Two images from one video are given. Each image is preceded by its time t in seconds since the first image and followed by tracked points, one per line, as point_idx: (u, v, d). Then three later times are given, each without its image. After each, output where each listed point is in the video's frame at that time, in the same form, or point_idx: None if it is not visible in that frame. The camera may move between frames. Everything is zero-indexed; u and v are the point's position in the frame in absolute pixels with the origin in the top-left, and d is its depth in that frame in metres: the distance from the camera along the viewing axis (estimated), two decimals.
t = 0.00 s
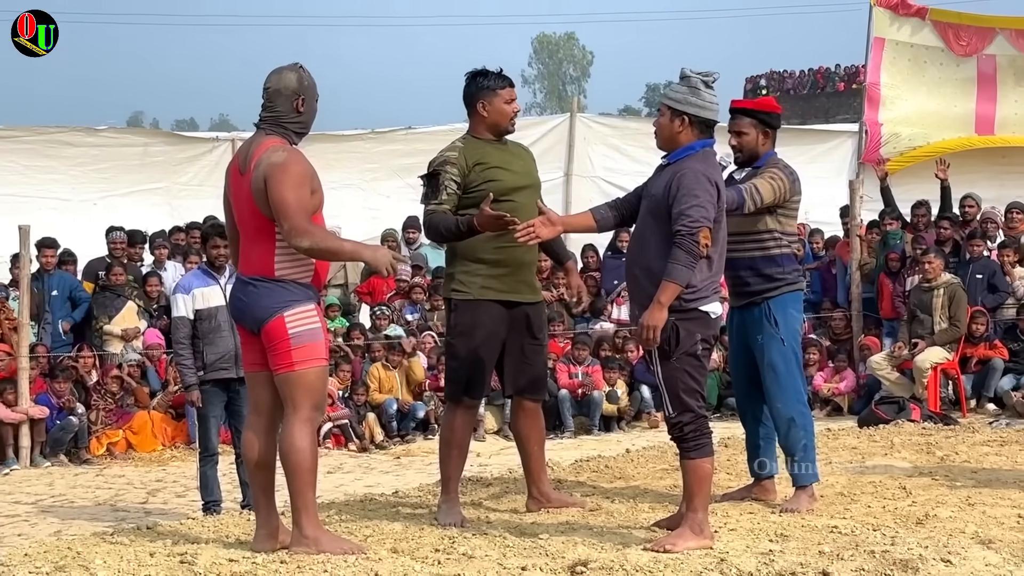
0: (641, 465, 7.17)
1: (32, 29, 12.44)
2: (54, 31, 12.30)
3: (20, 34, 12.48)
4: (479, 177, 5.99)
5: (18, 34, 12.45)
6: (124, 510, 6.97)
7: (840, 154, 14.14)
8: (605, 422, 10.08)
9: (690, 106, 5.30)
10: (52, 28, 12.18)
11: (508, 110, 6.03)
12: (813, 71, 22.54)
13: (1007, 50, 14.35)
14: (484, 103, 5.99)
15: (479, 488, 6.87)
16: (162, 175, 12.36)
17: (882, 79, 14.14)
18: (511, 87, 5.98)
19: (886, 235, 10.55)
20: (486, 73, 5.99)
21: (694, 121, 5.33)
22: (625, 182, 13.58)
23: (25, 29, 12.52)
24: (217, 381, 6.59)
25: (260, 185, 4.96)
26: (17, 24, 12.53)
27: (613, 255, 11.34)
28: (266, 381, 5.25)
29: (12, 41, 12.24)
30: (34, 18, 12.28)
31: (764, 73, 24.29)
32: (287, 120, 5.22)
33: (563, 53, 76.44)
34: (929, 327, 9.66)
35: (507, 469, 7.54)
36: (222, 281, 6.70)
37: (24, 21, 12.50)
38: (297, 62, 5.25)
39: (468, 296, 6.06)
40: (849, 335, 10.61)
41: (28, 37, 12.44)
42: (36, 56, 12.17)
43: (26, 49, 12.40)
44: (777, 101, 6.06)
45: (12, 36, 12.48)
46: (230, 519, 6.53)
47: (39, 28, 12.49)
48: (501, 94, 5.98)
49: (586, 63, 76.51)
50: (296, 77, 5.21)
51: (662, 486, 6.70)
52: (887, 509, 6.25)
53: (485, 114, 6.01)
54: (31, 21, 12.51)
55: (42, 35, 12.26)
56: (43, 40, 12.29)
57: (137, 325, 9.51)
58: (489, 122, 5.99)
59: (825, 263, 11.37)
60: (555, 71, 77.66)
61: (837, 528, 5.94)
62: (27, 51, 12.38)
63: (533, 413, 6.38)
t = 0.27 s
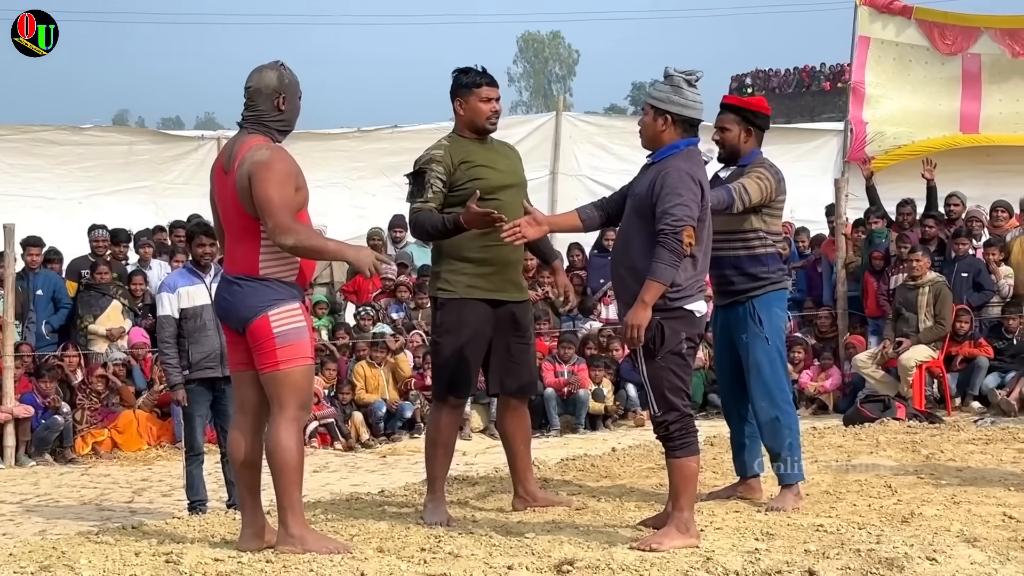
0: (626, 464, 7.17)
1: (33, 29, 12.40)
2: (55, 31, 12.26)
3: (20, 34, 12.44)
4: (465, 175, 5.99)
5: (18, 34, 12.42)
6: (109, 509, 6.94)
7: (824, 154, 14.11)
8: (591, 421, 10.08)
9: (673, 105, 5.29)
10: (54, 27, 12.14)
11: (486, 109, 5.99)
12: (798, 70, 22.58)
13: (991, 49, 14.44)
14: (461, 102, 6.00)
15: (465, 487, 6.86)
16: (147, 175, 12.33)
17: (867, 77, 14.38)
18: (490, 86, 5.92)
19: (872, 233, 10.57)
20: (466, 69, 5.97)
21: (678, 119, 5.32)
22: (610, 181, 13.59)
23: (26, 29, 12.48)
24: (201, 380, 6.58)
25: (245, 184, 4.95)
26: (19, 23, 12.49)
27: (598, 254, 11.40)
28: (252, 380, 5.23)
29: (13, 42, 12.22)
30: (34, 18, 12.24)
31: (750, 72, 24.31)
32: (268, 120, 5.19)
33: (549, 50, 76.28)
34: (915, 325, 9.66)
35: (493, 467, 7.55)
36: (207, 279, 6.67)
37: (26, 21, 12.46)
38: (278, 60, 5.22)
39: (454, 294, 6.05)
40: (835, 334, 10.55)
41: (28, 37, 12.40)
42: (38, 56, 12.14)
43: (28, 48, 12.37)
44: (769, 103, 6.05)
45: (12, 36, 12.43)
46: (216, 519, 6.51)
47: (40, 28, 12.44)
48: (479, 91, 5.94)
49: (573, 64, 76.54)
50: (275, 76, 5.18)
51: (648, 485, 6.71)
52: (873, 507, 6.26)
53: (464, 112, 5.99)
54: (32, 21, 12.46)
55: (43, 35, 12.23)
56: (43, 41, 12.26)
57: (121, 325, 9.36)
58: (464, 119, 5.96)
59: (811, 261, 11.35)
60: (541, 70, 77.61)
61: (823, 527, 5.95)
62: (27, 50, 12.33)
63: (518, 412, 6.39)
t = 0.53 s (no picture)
0: (608, 470, 7.16)
1: (33, 28, 12.20)
2: (56, 29, 12.03)
3: (21, 34, 12.23)
4: (444, 183, 5.90)
5: (19, 34, 12.20)
6: (90, 516, 6.89)
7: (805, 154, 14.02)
8: (572, 423, 9.98)
9: (648, 114, 5.19)
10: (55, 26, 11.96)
11: (461, 118, 5.91)
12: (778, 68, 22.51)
13: (972, 49, 14.01)
14: (438, 111, 5.92)
15: (446, 495, 6.84)
16: (127, 176, 12.23)
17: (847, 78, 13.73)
18: (466, 94, 5.84)
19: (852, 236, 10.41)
20: (442, 77, 5.89)
21: (653, 129, 5.22)
22: (592, 183, 13.44)
23: (26, 28, 12.28)
24: (183, 387, 6.47)
25: (223, 196, 4.79)
26: (20, 23, 12.32)
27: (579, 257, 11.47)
28: (233, 390, 5.07)
29: (13, 42, 12.03)
30: (35, 18, 12.07)
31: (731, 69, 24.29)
32: (243, 130, 5.01)
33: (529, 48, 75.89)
34: (895, 328, 9.58)
35: (474, 474, 7.54)
36: (187, 286, 6.57)
37: (26, 20, 12.27)
38: (256, 70, 5.05)
39: (435, 302, 5.98)
40: (817, 336, 10.61)
41: (28, 37, 12.20)
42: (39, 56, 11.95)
43: (28, 48, 12.17)
44: (744, 107, 5.98)
45: (13, 35, 12.23)
46: (196, 528, 6.45)
47: (41, 27, 12.25)
48: (453, 100, 5.85)
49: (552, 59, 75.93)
50: (251, 86, 5.01)
51: (630, 492, 6.69)
52: (855, 514, 6.24)
53: (439, 120, 5.91)
54: (31, 20, 12.25)
55: (44, 35, 12.04)
56: (44, 40, 12.06)
57: (102, 330, 9.48)
58: (439, 128, 5.87)
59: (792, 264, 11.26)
60: (522, 67, 77.25)
61: (805, 534, 5.92)
62: (28, 50, 12.14)
63: (501, 420, 6.31)
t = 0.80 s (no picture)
0: (588, 472, 7.17)
1: (33, 29, 12.19)
2: (55, 30, 11.96)
3: (21, 34, 12.24)
4: (422, 186, 5.91)
5: (19, 33, 12.21)
6: (69, 519, 6.88)
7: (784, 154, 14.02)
8: (551, 424, 9.95)
9: (619, 116, 5.20)
10: (54, 28, 11.92)
11: (437, 120, 5.91)
12: (756, 68, 22.60)
13: (948, 49, 13.92)
14: (415, 113, 5.92)
15: (427, 497, 6.83)
16: (104, 179, 12.29)
17: (825, 78, 13.74)
18: (442, 96, 5.84)
19: (831, 237, 10.43)
20: (420, 79, 5.89)
21: (624, 132, 5.23)
22: (570, 184, 13.46)
23: (26, 29, 12.27)
24: (162, 390, 6.49)
25: (206, 202, 4.70)
26: (18, 24, 12.33)
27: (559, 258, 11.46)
28: (212, 393, 4.95)
29: (13, 41, 12.00)
30: (35, 17, 12.05)
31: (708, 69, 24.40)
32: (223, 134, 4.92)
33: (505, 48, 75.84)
34: (874, 327, 9.57)
35: (455, 476, 7.55)
36: (167, 288, 6.55)
37: (25, 21, 12.26)
38: (238, 73, 4.93)
39: (414, 304, 5.97)
40: (795, 336, 10.55)
41: (28, 38, 12.18)
42: (39, 55, 11.92)
43: (28, 48, 12.12)
44: (732, 113, 5.98)
45: (12, 36, 12.21)
46: (177, 531, 6.42)
47: (40, 28, 12.23)
48: (429, 102, 5.86)
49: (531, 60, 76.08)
50: (233, 91, 4.90)
51: (611, 493, 6.68)
52: (835, 515, 6.24)
53: (415, 123, 5.92)
54: (31, 21, 12.21)
55: (43, 35, 12.01)
56: (44, 40, 12.04)
57: (81, 333, 9.38)
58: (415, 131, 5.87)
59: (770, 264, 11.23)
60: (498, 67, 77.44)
61: (786, 535, 5.91)
62: (28, 51, 12.09)
63: (479, 421, 6.31)
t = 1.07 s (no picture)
0: (568, 475, 7.16)
1: (31, 29, 12.18)
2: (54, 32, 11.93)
3: (21, 34, 12.22)
4: (399, 189, 5.88)
5: (18, 34, 12.18)
6: (47, 525, 6.84)
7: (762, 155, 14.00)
8: (531, 428, 9.88)
9: (592, 119, 5.18)
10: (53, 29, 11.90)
11: (414, 124, 5.88)
12: (733, 71, 22.70)
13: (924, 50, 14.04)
14: (392, 117, 5.89)
15: (406, 501, 6.80)
16: (80, 183, 12.34)
17: (802, 79, 13.98)
18: (419, 100, 5.81)
19: (810, 238, 10.35)
20: (396, 83, 5.86)
21: (598, 135, 5.21)
22: (548, 185, 13.48)
23: (24, 30, 12.26)
24: (140, 395, 6.44)
25: (188, 207, 4.63)
26: (18, 26, 12.32)
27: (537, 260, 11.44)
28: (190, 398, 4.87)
29: (13, 41, 11.96)
30: (35, 18, 12.04)
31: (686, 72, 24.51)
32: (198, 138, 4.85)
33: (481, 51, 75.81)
34: (852, 329, 9.51)
35: (434, 480, 7.54)
36: (143, 293, 6.54)
37: (24, 21, 12.25)
38: (211, 77, 4.87)
39: (392, 308, 5.94)
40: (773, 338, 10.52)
41: (27, 38, 12.16)
42: (40, 54, 11.88)
43: (26, 49, 12.10)
44: (711, 115, 5.96)
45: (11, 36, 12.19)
46: (155, 536, 6.38)
47: (39, 28, 12.23)
48: (407, 106, 5.81)
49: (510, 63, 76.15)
50: (206, 94, 4.84)
51: (590, 496, 6.67)
52: (815, 517, 6.23)
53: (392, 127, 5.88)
54: (29, 21, 12.15)
55: (43, 35, 11.97)
56: (44, 40, 12.02)
57: (58, 337, 9.31)
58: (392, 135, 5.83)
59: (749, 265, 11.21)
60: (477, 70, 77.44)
61: (767, 537, 5.89)
62: (26, 52, 12.07)
63: (458, 425, 6.28)
